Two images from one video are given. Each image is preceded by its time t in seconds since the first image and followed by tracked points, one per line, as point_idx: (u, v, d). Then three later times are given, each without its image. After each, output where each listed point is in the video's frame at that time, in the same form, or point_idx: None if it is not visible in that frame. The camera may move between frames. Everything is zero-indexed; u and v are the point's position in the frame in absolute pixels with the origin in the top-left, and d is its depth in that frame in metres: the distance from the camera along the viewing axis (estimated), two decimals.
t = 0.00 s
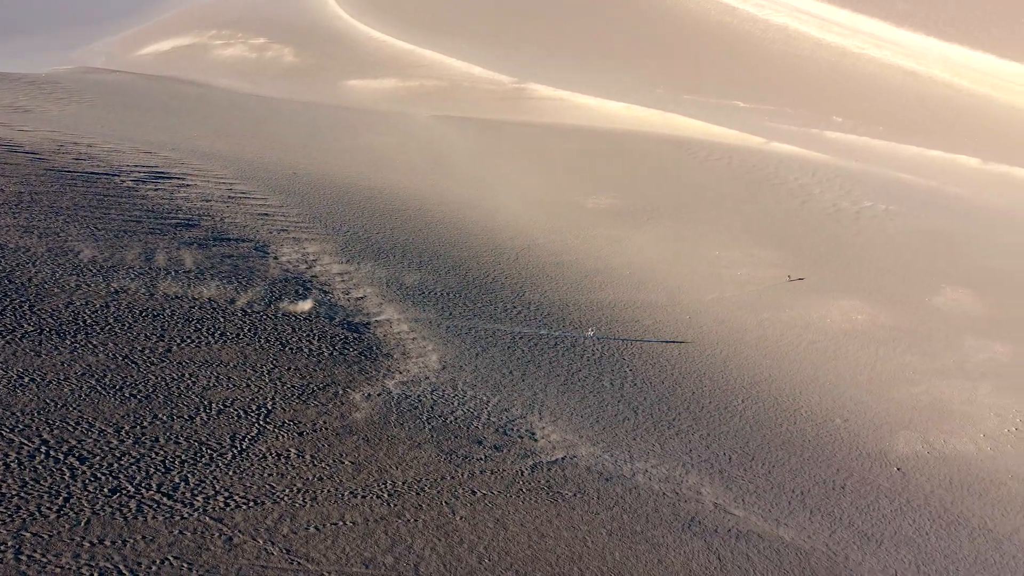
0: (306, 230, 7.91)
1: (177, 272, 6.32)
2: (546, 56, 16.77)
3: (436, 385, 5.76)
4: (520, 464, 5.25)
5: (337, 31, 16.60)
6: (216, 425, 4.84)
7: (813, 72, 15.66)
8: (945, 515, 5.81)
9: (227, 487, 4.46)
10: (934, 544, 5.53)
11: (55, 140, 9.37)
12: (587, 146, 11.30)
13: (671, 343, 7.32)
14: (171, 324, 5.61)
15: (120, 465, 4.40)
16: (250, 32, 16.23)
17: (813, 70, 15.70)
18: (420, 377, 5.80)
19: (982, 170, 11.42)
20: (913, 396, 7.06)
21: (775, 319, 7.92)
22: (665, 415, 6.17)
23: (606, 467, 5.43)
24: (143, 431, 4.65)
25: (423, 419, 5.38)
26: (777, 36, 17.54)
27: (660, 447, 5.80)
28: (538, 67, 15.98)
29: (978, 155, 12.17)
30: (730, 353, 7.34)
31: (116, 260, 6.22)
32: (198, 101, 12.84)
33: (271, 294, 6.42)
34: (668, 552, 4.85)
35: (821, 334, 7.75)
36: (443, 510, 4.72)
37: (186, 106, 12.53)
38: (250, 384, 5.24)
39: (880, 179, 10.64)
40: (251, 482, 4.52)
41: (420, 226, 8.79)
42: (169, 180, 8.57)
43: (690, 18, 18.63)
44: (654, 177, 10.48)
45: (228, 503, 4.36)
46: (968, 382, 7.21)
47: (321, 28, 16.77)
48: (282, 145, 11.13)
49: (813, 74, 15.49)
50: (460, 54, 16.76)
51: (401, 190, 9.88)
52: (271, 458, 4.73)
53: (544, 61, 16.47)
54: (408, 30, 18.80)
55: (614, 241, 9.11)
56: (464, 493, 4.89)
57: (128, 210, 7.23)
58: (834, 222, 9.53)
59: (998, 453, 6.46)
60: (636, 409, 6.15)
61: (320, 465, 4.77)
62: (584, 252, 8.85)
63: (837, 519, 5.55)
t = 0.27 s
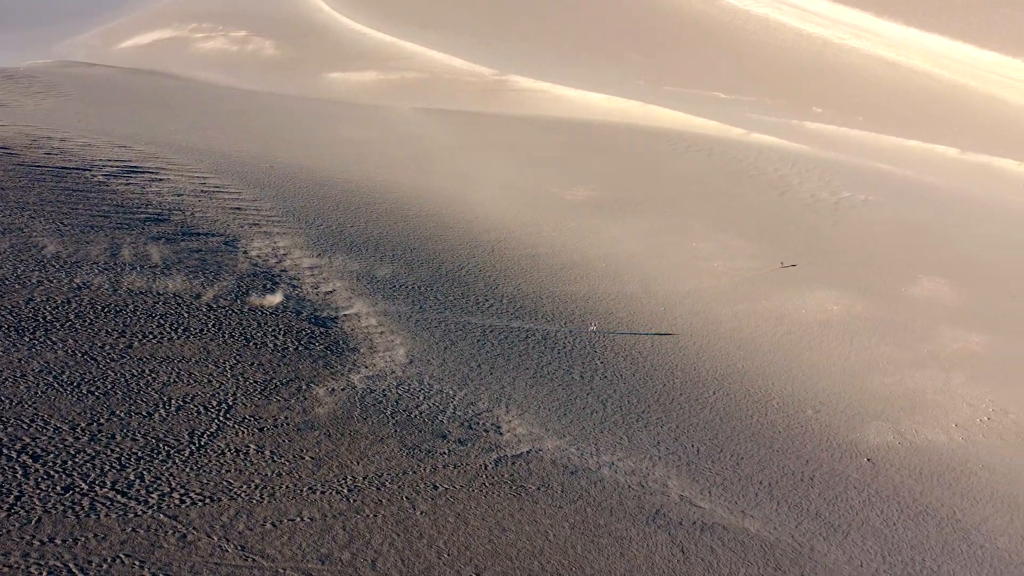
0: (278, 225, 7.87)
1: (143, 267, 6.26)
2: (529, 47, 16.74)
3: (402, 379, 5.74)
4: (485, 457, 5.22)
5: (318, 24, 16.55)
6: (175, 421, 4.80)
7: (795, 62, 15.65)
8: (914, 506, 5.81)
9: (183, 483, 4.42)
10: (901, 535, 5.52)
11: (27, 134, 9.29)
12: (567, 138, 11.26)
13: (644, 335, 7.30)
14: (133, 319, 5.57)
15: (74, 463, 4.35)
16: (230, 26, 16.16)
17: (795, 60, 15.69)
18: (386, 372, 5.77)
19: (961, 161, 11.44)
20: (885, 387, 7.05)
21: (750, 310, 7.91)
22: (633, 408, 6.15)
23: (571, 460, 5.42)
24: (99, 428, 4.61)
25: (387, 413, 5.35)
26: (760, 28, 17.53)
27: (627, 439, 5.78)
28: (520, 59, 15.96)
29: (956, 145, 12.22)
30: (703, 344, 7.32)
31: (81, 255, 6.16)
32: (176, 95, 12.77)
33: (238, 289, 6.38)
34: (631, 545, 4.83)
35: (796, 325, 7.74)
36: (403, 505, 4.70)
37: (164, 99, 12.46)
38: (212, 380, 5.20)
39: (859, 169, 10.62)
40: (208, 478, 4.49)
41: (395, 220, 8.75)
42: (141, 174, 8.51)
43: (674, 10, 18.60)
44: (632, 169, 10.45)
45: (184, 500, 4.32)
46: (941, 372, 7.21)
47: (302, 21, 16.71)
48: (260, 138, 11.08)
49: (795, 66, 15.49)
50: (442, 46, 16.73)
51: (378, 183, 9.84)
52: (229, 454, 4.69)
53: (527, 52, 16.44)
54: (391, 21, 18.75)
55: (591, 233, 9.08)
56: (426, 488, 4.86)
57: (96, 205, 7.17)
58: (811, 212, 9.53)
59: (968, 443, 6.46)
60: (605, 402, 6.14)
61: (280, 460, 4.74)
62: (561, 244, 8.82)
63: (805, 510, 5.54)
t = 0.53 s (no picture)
0: (252, 220, 7.83)
1: (110, 263, 6.22)
2: (514, 39, 16.71)
3: (369, 375, 5.71)
4: (450, 453, 5.19)
5: (301, 18, 16.52)
6: (135, 419, 4.77)
7: (779, 54, 15.66)
8: (884, 498, 5.78)
9: (140, 482, 4.39)
10: (871, 527, 5.49)
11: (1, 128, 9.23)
12: (548, 130, 11.23)
13: (618, 329, 7.26)
14: (97, 316, 5.53)
15: (29, 461, 4.31)
16: (213, 20, 16.11)
17: (779, 53, 15.69)
18: (353, 368, 5.75)
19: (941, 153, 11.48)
20: (860, 378, 7.03)
21: (727, 302, 7.88)
22: (604, 402, 6.13)
23: (538, 455, 5.39)
24: (57, 426, 4.57)
25: (352, 409, 5.32)
26: (745, 20, 17.52)
27: (596, 434, 5.76)
28: (504, 51, 15.94)
29: (936, 137, 12.27)
30: (679, 337, 7.28)
31: (46, 251, 6.11)
32: (156, 88, 12.71)
33: (206, 284, 6.34)
34: (595, 540, 4.80)
35: (772, 317, 7.71)
36: (364, 501, 4.66)
37: (144, 93, 12.39)
38: (174, 377, 5.17)
39: (838, 162, 10.62)
40: (166, 477, 4.46)
41: (371, 214, 8.72)
42: (114, 169, 8.45)
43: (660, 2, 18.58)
44: (613, 161, 10.42)
45: (140, 499, 4.29)
46: (917, 363, 7.18)
47: (286, 15, 16.67)
48: (239, 131, 11.03)
49: (779, 58, 15.50)
50: (426, 39, 16.71)
51: (356, 176, 9.81)
52: (189, 451, 4.66)
53: (512, 44, 16.42)
54: (376, 14, 18.71)
55: (570, 226, 9.05)
56: (389, 484, 4.83)
57: (65, 200, 7.12)
58: (790, 204, 9.51)
59: (941, 434, 6.44)
60: (575, 396, 6.12)
61: (240, 458, 4.71)
62: (538, 237, 8.78)
63: (773, 503, 5.51)
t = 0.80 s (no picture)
0: (225, 216, 7.78)
1: (76, 260, 6.17)
2: (500, 31, 16.66)
3: (336, 372, 5.68)
4: (415, 450, 5.16)
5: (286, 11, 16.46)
6: (94, 419, 4.73)
7: (765, 45, 15.63)
8: (856, 490, 5.75)
9: (97, 482, 4.35)
10: (841, 520, 5.47)
11: None
12: (529, 123, 11.19)
13: (593, 323, 7.23)
14: (60, 314, 5.48)
15: None
16: (196, 13, 16.03)
17: (765, 44, 15.66)
18: (321, 364, 5.71)
19: (922, 145, 11.48)
20: (836, 370, 7.00)
21: (704, 295, 7.85)
22: (575, 397, 6.11)
23: (505, 451, 5.36)
24: (14, 426, 4.53)
25: (317, 406, 5.29)
26: (732, 11, 17.48)
27: (566, 429, 5.73)
28: (489, 43, 15.90)
29: (918, 127, 12.27)
30: (654, 331, 7.25)
31: (12, 248, 6.05)
32: (137, 82, 12.63)
33: (175, 280, 6.29)
34: (560, 537, 4.77)
35: (749, 310, 7.68)
36: (326, 500, 4.62)
37: (124, 88, 12.32)
38: (137, 375, 5.13)
39: (820, 154, 10.60)
40: (123, 476, 4.42)
41: (348, 208, 8.67)
42: (88, 165, 8.39)
43: None
44: (594, 153, 10.38)
45: (96, 499, 4.25)
46: (893, 354, 7.16)
47: (270, 8, 16.60)
48: (219, 125, 10.98)
49: (765, 50, 15.45)
50: (411, 31, 16.65)
51: (335, 170, 9.77)
52: (149, 451, 4.62)
53: (497, 35, 16.36)
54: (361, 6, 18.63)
55: (548, 219, 9.01)
56: (352, 482, 4.79)
57: (35, 196, 7.05)
58: (770, 196, 9.49)
59: (915, 426, 6.42)
60: (546, 391, 6.09)
61: (200, 457, 4.67)
62: (517, 230, 8.73)
63: (743, 498, 5.48)
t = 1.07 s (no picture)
0: (198, 212, 7.72)
1: (42, 257, 6.10)
2: (484, 23, 16.58)
3: (303, 369, 5.63)
4: (380, 447, 5.11)
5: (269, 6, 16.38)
6: (53, 419, 4.68)
7: (750, 36, 15.59)
8: (828, 484, 5.71)
9: (53, 483, 4.30)
10: (812, 513, 5.42)
11: None
12: (510, 116, 11.14)
13: (568, 317, 7.19)
14: (23, 312, 5.42)
15: None
16: (178, 7, 15.92)
17: (750, 36, 15.61)
18: (288, 361, 5.67)
19: (903, 136, 11.48)
20: (812, 363, 6.97)
21: (681, 288, 7.80)
22: (546, 393, 6.07)
23: (472, 448, 5.32)
24: None
25: (282, 404, 5.25)
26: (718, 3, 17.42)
27: (535, 425, 5.69)
28: (474, 35, 15.83)
29: (900, 119, 12.25)
30: (630, 325, 7.21)
31: None
32: (116, 77, 12.52)
33: (143, 277, 6.24)
34: (525, 534, 4.71)
35: (726, 303, 7.64)
36: (287, 499, 4.57)
37: (103, 82, 12.21)
38: (99, 374, 5.08)
39: (802, 147, 10.57)
40: (81, 477, 4.37)
41: (324, 203, 8.61)
42: (61, 160, 8.30)
43: None
44: (574, 146, 10.33)
45: (52, 500, 4.20)
46: (869, 347, 7.13)
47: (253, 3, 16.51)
48: (198, 120, 10.91)
49: (751, 41, 15.38)
50: (396, 24, 16.56)
51: (313, 164, 9.70)
52: (108, 450, 4.58)
53: (481, 28, 16.27)
54: None
55: (527, 212, 8.95)
56: (314, 480, 4.75)
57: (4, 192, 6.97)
58: (750, 188, 9.45)
59: (890, 419, 6.38)
60: (516, 387, 6.05)
61: (160, 456, 4.63)
62: (495, 224, 8.68)
63: (713, 493, 5.43)
